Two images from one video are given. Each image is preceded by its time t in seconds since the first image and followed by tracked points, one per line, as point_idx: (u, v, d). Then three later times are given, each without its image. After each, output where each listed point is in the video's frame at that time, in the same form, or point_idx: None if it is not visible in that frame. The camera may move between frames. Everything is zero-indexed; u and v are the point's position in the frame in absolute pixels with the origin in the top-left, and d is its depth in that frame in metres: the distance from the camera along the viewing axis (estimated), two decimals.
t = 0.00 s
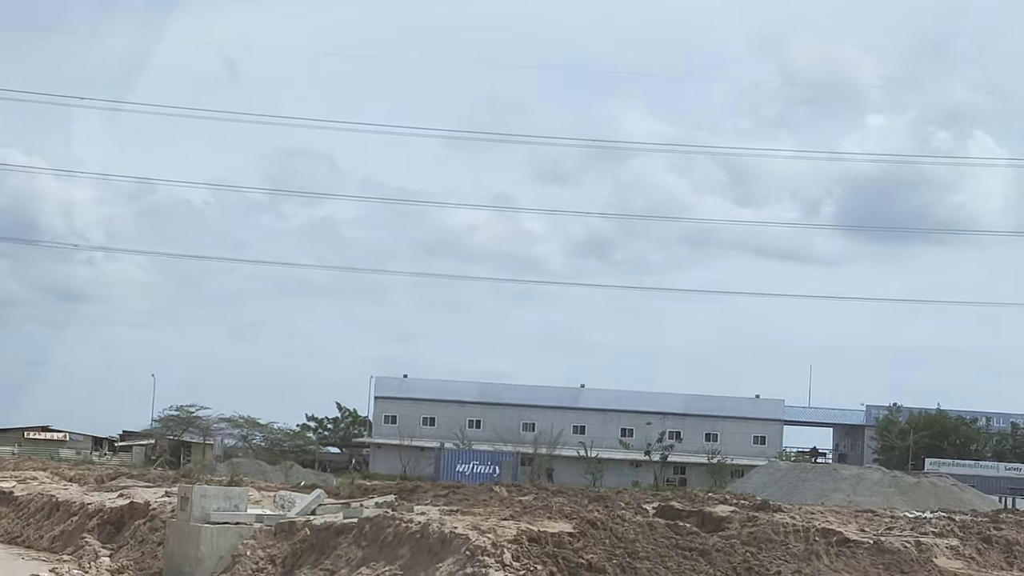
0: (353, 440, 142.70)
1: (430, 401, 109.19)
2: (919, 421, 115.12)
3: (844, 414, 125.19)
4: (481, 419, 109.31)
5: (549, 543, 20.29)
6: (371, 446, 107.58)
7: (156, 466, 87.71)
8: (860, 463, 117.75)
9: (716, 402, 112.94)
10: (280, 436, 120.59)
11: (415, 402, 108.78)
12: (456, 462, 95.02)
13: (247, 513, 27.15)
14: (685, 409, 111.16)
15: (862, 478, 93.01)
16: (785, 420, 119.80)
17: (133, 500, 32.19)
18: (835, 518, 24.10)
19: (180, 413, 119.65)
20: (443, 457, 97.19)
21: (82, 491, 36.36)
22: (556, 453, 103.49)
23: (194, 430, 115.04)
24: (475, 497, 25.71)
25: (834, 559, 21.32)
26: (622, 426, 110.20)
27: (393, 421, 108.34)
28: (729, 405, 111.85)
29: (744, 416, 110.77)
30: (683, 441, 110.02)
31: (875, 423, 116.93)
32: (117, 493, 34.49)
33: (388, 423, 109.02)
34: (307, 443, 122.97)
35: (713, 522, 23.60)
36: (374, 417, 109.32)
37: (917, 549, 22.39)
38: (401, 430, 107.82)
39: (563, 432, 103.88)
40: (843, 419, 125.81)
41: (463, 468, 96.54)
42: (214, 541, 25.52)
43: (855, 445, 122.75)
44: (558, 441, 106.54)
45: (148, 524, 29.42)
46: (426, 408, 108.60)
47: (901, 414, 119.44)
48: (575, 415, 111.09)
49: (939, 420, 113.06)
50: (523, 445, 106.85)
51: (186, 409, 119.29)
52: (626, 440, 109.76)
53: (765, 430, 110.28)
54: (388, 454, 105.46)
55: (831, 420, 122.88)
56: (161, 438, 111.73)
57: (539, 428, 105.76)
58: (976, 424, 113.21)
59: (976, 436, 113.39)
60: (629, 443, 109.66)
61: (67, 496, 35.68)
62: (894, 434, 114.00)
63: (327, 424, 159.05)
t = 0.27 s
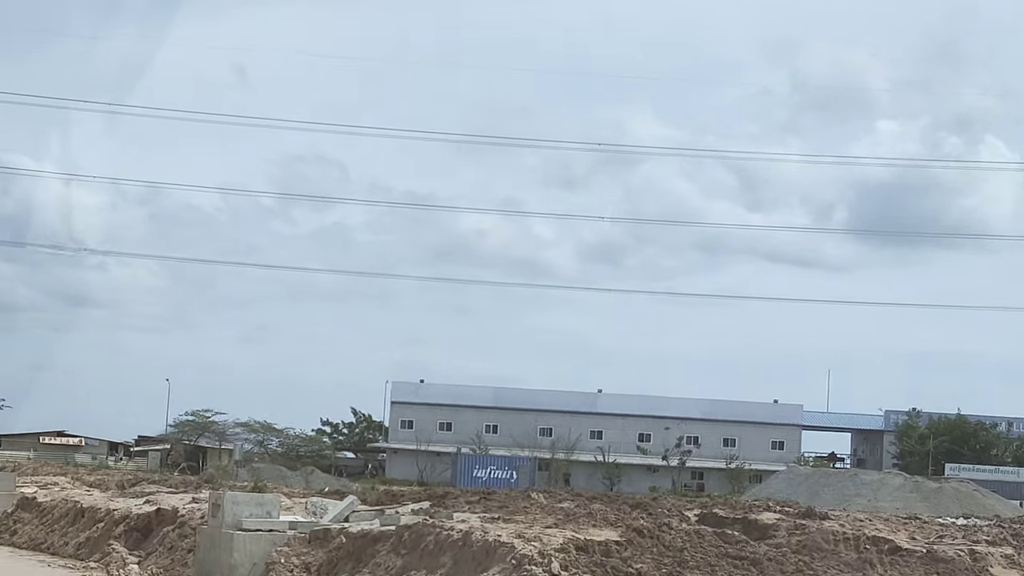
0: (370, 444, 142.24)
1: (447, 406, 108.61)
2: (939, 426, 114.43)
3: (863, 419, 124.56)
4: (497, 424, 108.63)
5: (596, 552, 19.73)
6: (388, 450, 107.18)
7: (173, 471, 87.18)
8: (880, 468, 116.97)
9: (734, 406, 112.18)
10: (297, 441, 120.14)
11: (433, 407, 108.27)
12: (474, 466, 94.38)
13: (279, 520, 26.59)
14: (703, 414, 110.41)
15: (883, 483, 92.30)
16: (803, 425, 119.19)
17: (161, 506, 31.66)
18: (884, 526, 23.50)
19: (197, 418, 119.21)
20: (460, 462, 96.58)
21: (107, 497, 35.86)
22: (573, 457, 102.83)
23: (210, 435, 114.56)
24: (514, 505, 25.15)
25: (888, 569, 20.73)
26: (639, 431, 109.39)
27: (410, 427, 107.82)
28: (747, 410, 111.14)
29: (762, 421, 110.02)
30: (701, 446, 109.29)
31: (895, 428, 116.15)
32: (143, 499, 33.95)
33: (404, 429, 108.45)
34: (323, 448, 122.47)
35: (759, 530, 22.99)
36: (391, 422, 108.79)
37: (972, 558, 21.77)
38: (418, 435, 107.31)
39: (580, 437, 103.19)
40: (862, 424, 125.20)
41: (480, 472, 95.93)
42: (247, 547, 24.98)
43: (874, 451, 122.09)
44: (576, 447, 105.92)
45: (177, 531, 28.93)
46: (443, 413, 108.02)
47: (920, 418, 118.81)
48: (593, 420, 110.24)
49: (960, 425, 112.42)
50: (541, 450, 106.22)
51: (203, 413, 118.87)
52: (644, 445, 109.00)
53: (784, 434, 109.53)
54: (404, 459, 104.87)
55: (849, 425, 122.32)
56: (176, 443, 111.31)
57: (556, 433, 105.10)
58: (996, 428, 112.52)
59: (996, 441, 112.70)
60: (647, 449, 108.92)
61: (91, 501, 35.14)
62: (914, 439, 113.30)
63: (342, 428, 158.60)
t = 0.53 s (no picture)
0: (382, 444, 141.68)
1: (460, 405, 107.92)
2: (955, 426, 113.71)
3: (878, 419, 123.87)
4: (511, 424, 107.95)
5: (642, 557, 19.18)
6: (400, 450, 106.53)
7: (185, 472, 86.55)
8: (894, 468, 116.24)
9: (749, 406, 111.33)
10: (309, 441, 119.53)
11: (445, 407, 107.58)
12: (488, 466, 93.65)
13: (309, 522, 26.05)
14: (716, 414, 109.50)
15: (901, 484, 91.60)
16: (818, 425, 118.53)
17: (185, 508, 31.08)
18: (932, 529, 22.90)
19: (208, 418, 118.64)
20: (474, 462, 95.89)
21: (128, 499, 35.34)
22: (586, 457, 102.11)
23: (221, 435, 114.05)
24: (551, 507, 24.61)
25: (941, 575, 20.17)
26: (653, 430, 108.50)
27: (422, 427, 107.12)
28: (761, 409, 110.39)
29: (776, 421, 109.11)
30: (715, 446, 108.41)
31: (910, 428, 115.43)
32: (166, 500, 33.38)
33: (417, 429, 107.76)
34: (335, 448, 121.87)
35: (803, 534, 22.45)
36: (403, 422, 108.08)
37: None
38: (430, 435, 106.62)
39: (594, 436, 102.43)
40: (876, 424, 124.49)
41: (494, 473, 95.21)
42: (277, 550, 24.41)
43: (889, 451, 121.40)
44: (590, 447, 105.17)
45: (202, 534, 28.41)
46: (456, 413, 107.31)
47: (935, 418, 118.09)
48: (606, 420, 109.15)
49: (976, 425, 111.71)
50: (554, 450, 105.48)
51: (214, 414, 118.31)
52: (658, 445, 108.07)
53: (799, 434, 108.70)
54: (417, 459, 104.22)
55: (864, 425, 121.64)
56: (188, 443, 110.76)
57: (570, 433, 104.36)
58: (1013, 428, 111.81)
59: (1013, 441, 111.97)
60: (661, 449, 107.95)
61: (112, 503, 34.57)
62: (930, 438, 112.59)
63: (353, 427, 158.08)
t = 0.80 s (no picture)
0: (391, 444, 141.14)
1: (470, 405, 107.21)
2: (968, 426, 113.02)
3: (890, 418, 123.21)
4: (521, 424, 107.16)
5: (687, 561, 18.66)
6: (410, 450, 105.88)
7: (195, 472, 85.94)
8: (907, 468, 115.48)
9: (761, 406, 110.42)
10: (319, 441, 118.95)
11: (455, 406, 106.91)
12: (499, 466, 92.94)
13: (337, 524, 25.57)
14: (727, 414, 108.41)
15: (915, 484, 90.95)
16: (829, 425, 117.89)
17: (207, 509, 30.59)
18: (978, 531, 22.36)
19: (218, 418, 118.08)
20: (484, 462, 95.21)
21: (148, 499, 34.83)
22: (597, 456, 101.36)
23: (231, 435, 113.47)
24: (585, 508, 24.13)
25: None
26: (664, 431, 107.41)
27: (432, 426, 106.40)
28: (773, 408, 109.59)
29: (788, 421, 108.10)
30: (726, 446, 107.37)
31: (923, 428, 114.70)
32: (186, 501, 32.89)
33: (427, 428, 107.04)
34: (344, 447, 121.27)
35: (847, 537, 21.90)
36: (413, 422, 107.36)
37: None
38: (440, 435, 105.94)
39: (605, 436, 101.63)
40: (888, 423, 123.82)
41: (504, 473, 94.51)
42: (306, 551, 23.93)
43: (901, 451, 120.77)
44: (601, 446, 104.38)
45: (227, 535, 27.90)
46: (466, 413, 106.60)
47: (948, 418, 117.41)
48: (616, 420, 108.20)
49: (989, 425, 111.04)
50: (565, 450, 104.70)
51: (224, 413, 117.76)
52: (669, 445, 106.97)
53: (811, 433, 107.80)
54: (426, 459, 103.57)
55: (876, 425, 120.99)
56: (197, 442, 110.20)
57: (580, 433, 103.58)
58: None
59: None
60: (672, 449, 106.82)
61: (132, 503, 34.12)
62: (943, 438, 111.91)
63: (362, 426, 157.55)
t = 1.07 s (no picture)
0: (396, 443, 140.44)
1: (476, 404, 106.35)
2: (978, 424, 112.26)
3: (899, 417, 122.47)
4: (528, 422, 106.32)
5: (731, 566, 18.02)
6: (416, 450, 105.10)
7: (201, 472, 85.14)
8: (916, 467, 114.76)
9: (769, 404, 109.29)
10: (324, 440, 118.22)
11: (461, 405, 106.07)
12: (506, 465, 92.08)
13: (360, 526, 24.94)
14: (736, 412, 107.03)
15: (927, 483, 90.19)
16: (838, 423, 117.14)
17: (223, 511, 29.96)
18: None
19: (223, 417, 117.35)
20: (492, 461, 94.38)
21: (162, 500, 34.16)
22: (604, 455, 100.47)
23: (236, 434, 112.73)
24: (616, 509, 23.47)
25: None
26: (671, 429, 106.19)
27: (438, 425, 105.50)
28: (781, 406, 108.63)
29: (797, 419, 106.84)
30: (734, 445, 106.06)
31: (932, 426, 114.00)
32: (202, 502, 32.24)
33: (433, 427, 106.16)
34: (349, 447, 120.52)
35: (889, 539, 21.25)
36: (419, 421, 106.46)
37: None
38: (446, 434, 105.12)
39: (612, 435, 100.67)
40: (897, 422, 123.07)
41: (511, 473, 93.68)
42: (330, 555, 23.31)
43: (910, 449, 120.04)
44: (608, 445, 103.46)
45: (246, 537, 27.25)
46: (472, 412, 105.72)
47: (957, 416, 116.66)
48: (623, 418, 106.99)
49: (999, 423, 110.27)
50: (572, 449, 103.77)
51: (229, 412, 117.05)
52: (677, 443, 105.51)
53: (819, 432, 106.63)
54: (433, 458, 102.76)
55: (885, 424, 120.29)
56: (202, 442, 109.45)
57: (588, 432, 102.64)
58: None
59: None
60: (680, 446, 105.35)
61: (145, 505, 33.49)
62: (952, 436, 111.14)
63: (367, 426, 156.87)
